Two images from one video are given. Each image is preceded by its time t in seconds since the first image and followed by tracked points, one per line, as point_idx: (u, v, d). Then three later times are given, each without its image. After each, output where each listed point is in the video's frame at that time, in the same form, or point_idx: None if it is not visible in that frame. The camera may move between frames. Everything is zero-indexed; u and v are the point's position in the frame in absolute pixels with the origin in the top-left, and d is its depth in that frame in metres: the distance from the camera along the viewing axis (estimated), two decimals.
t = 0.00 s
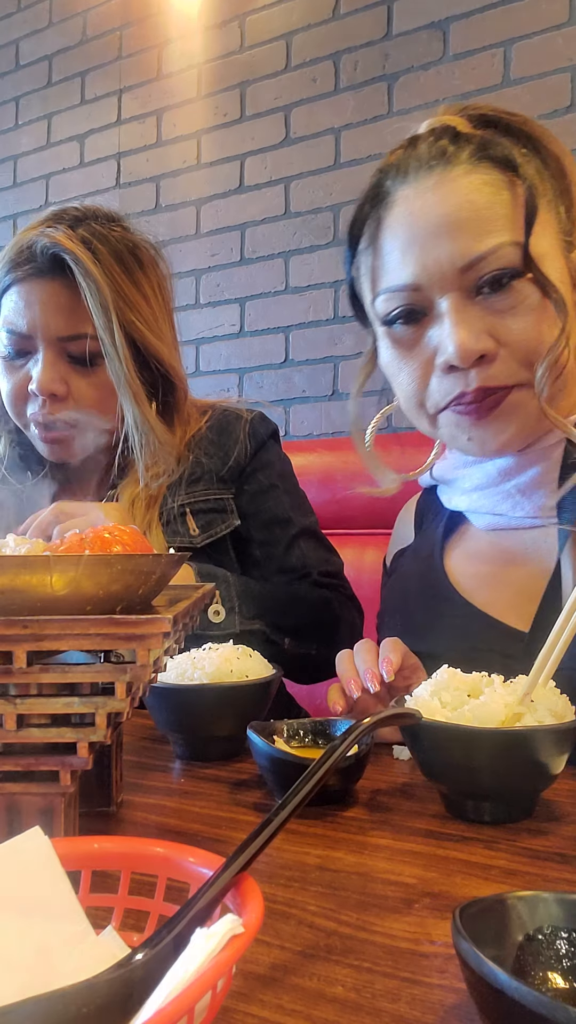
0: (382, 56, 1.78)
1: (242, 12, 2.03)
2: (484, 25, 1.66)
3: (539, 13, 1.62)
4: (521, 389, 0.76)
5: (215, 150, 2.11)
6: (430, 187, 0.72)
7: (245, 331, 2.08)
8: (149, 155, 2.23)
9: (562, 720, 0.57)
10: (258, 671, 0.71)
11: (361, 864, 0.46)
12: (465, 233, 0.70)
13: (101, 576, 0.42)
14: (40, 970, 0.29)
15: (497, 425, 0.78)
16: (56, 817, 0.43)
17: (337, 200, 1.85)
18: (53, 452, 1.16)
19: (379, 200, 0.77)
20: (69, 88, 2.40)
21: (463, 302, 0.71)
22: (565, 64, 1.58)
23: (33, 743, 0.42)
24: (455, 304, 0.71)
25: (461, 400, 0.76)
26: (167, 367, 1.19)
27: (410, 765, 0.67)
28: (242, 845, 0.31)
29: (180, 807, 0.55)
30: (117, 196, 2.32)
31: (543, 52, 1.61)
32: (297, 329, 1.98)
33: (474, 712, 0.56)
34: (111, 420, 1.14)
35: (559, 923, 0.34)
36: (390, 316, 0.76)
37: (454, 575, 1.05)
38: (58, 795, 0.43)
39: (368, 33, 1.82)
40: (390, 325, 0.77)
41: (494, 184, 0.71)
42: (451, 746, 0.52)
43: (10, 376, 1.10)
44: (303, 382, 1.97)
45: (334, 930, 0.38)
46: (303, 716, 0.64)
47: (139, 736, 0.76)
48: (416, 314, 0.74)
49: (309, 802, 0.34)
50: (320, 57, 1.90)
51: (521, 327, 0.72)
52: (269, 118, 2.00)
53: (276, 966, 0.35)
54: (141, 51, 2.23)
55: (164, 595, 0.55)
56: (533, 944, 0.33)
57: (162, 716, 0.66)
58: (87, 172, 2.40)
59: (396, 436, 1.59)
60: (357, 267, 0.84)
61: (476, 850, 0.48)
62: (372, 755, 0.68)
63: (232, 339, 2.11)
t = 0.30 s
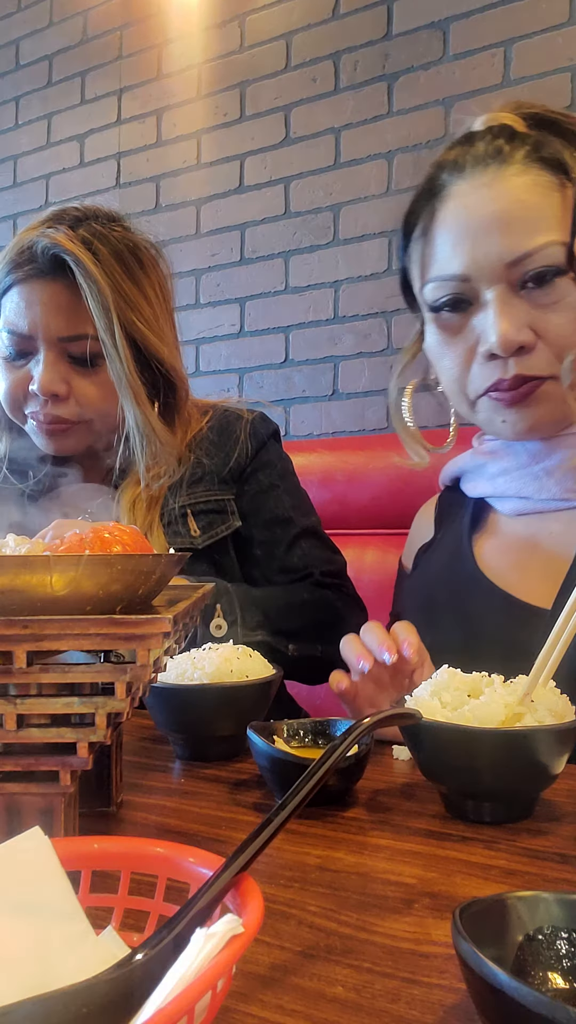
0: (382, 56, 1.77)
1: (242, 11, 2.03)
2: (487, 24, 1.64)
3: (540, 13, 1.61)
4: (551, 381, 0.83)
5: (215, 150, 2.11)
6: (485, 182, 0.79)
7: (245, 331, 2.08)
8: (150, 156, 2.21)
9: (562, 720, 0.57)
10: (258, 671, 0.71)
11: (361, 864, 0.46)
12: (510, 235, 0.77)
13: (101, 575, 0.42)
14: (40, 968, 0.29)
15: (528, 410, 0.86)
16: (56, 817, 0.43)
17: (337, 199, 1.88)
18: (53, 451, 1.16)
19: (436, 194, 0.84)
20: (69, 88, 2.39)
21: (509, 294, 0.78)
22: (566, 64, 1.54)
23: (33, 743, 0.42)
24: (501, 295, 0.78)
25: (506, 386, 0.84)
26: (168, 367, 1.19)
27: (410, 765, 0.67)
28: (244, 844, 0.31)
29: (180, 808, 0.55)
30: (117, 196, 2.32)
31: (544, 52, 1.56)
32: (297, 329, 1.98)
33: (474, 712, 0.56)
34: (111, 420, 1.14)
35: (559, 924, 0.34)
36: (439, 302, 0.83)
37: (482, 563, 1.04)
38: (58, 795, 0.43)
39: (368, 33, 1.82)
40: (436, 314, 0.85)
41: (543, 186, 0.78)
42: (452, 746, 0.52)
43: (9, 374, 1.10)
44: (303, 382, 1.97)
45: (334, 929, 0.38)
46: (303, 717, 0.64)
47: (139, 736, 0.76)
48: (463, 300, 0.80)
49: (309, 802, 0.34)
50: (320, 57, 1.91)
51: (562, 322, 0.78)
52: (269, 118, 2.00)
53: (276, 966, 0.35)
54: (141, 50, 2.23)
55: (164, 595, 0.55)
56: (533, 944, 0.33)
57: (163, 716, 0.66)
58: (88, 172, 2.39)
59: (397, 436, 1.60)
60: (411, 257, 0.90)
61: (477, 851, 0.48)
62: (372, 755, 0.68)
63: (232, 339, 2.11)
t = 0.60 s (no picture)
0: (382, 56, 1.81)
1: (242, 12, 2.03)
2: (486, 24, 1.67)
3: (540, 13, 1.63)
4: None
5: (215, 150, 2.11)
6: None
7: (245, 331, 2.08)
8: (150, 156, 2.23)
9: (561, 720, 0.57)
10: (258, 671, 0.71)
11: (361, 863, 0.46)
12: None
13: (102, 575, 0.42)
14: (40, 968, 0.29)
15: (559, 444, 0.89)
16: (56, 817, 0.43)
17: (337, 199, 1.90)
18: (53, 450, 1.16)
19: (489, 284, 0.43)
20: (69, 89, 2.39)
21: None
22: (565, 63, 1.58)
23: (33, 743, 0.42)
24: None
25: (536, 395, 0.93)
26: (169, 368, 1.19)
27: (410, 765, 0.67)
28: (245, 843, 0.31)
29: (180, 807, 0.55)
30: (117, 197, 2.32)
31: (543, 52, 1.61)
32: (297, 330, 1.98)
33: (474, 712, 0.56)
34: (112, 419, 1.14)
35: (559, 923, 0.34)
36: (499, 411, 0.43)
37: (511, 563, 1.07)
38: (59, 795, 0.43)
39: (367, 32, 1.83)
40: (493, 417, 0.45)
41: None
42: (451, 745, 0.52)
43: (15, 374, 1.10)
44: (303, 382, 1.97)
45: (334, 929, 0.38)
46: (303, 716, 0.64)
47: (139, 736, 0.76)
48: None
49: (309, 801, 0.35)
50: (320, 58, 1.91)
51: None
52: (268, 119, 2.00)
53: (276, 965, 0.35)
54: (140, 51, 2.23)
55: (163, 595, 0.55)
56: (533, 943, 0.33)
57: (163, 716, 0.66)
58: (88, 172, 2.39)
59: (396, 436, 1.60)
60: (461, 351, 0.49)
61: (476, 850, 0.48)
62: (372, 755, 0.69)
63: (232, 339, 2.10)
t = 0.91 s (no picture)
0: (383, 56, 1.82)
1: (242, 12, 2.03)
2: (486, 25, 1.68)
3: (540, 12, 1.62)
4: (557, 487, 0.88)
5: (214, 150, 2.11)
6: None
7: (245, 331, 2.08)
8: (149, 156, 2.23)
9: (561, 720, 0.57)
10: (258, 671, 0.71)
11: (361, 864, 0.46)
12: None
13: (101, 575, 0.42)
14: (39, 968, 0.29)
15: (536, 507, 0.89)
16: (56, 817, 0.43)
17: (337, 199, 1.91)
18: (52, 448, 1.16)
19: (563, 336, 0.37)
20: (69, 89, 2.39)
21: None
22: (566, 64, 1.60)
23: (33, 743, 0.42)
24: None
25: (559, 394, 1.00)
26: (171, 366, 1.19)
27: (410, 765, 0.67)
28: (244, 844, 0.31)
29: (180, 807, 0.55)
30: (117, 197, 2.32)
31: (544, 52, 1.62)
32: (297, 329, 1.98)
33: (474, 712, 0.56)
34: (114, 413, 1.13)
35: (559, 923, 0.34)
36: None
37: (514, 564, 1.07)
38: (59, 795, 0.43)
39: (368, 33, 1.83)
40: None
41: None
42: (451, 745, 0.52)
43: (13, 367, 1.09)
44: (303, 382, 1.97)
45: (334, 929, 0.38)
46: (303, 717, 0.64)
47: (140, 737, 0.76)
48: None
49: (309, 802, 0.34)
50: (320, 57, 1.91)
51: None
52: (269, 118, 2.00)
53: (276, 966, 0.35)
54: (140, 51, 2.23)
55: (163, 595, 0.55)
56: (533, 943, 0.33)
57: (162, 716, 0.66)
58: (87, 172, 2.39)
59: (397, 436, 1.60)
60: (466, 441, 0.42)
61: (476, 850, 0.48)
62: (372, 755, 0.69)
63: (232, 339, 2.10)
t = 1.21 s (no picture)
0: (383, 56, 1.82)
1: (242, 12, 2.03)
2: (485, 25, 1.68)
3: (540, 12, 1.62)
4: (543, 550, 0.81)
5: (214, 151, 2.10)
6: None
7: (245, 331, 2.08)
8: (150, 156, 2.23)
9: (562, 720, 0.57)
10: (258, 671, 0.71)
11: (361, 864, 0.46)
12: None
13: (101, 576, 0.42)
14: (38, 968, 0.29)
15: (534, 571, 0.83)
16: (55, 817, 0.43)
17: (337, 199, 1.91)
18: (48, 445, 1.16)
19: None
20: (69, 88, 2.39)
21: None
22: (566, 64, 1.60)
23: (33, 743, 0.42)
24: None
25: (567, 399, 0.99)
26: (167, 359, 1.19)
27: (410, 765, 0.67)
28: (244, 843, 0.31)
29: (180, 807, 0.55)
30: (117, 197, 2.32)
31: (544, 51, 1.62)
32: (297, 329, 1.98)
33: (474, 712, 0.56)
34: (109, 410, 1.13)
35: (559, 923, 0.34)
36: None
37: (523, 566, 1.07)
38: (58, 795, 0.43)
39: (368, 33, 1.83)
40: None
41: None
42: (451, 746, 0.52)
43: (9, 358, 1.09)
44: (303, 382, 1.97)
45: (334, 930, 0.38)
46: (303, 717, 0.64)
47: (140, 737, 0.76)
48: None
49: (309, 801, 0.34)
50: (320, 57, 1.91)
51: None
52: (269, 118, 2.00)
53: (276, 965, 0.35)
54: (140, 51, 2.23)
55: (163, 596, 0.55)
56: (533, 944, 0.33)
57: (162, 716, 0.66)
58: (87, 172, 2.38)
59: (397, 436, 1.60)
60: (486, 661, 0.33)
61: (476, 851, 0.48)
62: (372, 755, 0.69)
63: (232, 339, 2.10)
